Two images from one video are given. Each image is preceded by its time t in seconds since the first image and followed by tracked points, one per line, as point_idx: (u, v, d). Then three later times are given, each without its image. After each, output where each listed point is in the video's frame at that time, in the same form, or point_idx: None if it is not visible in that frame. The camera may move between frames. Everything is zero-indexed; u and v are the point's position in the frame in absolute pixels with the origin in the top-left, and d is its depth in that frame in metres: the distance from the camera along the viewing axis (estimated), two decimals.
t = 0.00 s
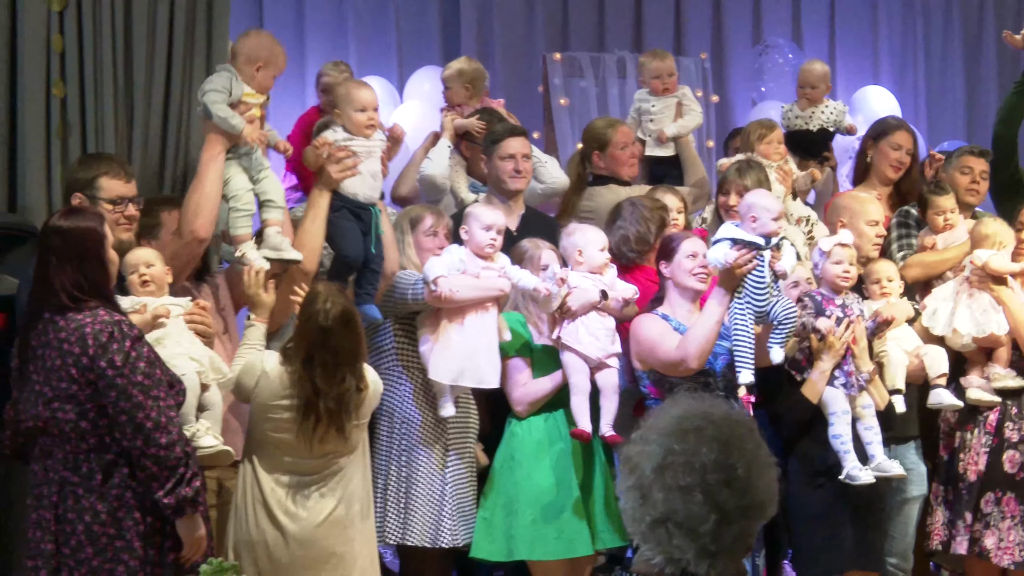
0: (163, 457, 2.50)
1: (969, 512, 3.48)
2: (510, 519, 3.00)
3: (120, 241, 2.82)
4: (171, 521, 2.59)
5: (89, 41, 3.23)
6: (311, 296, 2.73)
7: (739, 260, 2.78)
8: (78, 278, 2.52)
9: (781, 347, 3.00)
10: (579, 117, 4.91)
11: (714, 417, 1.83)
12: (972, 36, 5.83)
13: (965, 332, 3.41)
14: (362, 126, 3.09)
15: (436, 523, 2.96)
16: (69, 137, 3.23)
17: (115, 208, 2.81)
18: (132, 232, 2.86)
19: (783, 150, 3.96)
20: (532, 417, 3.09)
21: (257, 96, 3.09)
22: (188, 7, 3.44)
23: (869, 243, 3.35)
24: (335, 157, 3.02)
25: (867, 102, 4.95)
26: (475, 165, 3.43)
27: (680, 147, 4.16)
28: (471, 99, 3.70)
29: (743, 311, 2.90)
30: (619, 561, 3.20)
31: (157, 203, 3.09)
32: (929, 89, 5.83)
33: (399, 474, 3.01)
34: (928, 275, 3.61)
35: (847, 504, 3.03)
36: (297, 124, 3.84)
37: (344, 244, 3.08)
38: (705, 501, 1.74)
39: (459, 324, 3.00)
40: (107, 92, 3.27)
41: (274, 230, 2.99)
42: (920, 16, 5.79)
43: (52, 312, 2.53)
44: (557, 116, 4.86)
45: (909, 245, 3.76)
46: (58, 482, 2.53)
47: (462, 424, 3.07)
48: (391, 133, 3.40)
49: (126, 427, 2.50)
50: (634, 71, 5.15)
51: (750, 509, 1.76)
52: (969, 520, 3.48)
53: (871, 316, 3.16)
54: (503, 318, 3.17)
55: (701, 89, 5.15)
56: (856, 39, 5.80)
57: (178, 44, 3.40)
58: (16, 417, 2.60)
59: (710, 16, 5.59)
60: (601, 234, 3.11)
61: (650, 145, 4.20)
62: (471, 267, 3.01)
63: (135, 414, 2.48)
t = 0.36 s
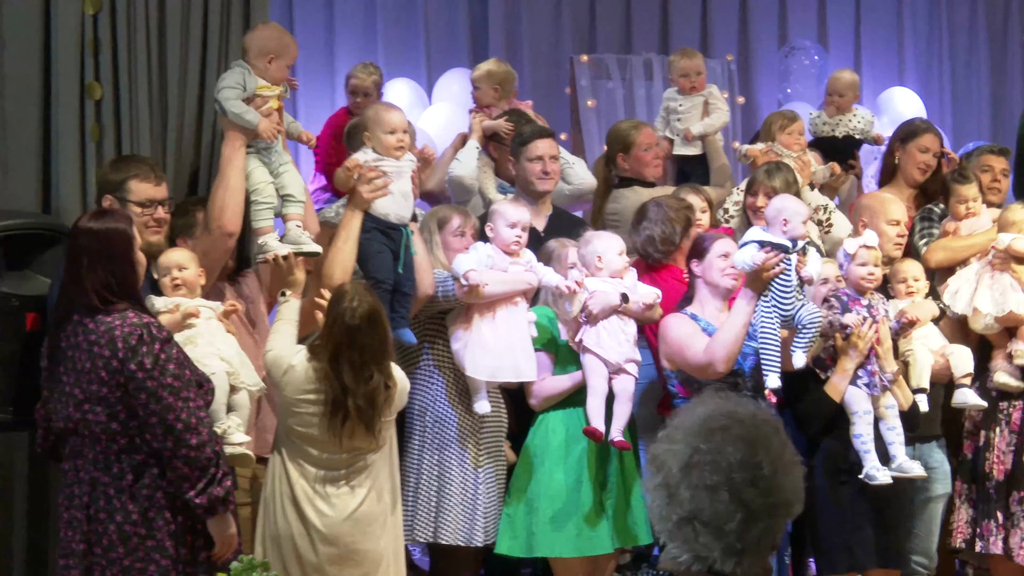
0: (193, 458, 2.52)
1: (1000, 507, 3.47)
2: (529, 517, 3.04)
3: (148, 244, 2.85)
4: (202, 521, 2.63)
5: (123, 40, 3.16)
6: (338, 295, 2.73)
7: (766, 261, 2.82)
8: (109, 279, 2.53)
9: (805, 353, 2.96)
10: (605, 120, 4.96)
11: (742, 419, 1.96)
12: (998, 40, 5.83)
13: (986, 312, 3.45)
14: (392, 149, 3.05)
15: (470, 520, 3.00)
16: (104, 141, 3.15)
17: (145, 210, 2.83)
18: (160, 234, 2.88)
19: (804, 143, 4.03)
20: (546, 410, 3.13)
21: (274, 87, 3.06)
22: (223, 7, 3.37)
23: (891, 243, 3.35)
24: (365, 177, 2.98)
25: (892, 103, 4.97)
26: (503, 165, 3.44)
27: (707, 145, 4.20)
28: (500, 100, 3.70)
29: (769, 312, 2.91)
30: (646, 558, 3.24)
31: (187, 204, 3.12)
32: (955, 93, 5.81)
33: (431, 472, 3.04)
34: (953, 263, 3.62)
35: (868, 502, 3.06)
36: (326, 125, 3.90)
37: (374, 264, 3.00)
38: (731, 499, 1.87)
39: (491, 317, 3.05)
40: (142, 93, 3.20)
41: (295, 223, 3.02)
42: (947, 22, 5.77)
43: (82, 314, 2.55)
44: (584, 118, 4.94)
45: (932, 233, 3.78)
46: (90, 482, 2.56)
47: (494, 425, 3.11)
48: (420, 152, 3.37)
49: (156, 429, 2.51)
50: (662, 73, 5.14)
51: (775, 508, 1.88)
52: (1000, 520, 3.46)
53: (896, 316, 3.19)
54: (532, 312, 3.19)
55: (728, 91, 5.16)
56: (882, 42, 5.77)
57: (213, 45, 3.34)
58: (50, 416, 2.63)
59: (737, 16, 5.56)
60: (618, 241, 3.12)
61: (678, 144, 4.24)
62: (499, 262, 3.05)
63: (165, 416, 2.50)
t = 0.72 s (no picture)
0: (218, 459, 2.48)
1: None
2: (549, 518, 3.06)
3: (174, 246, 2.85)
4: (226, 521, 2.58)
5: (152, 42, 3.17)
6: (357, 293, 2.74)
7: (791, 261, 2.81)
8: (135, 280, 2.51)
9: (829, 354, 2.95)
10: (630, 120, 4.94)
11: (767, 415, 1.77)
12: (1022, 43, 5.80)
13: (1004, 317, 3.44)
14: (416, 155, 3.03)
15: (503, 522, 3.01)
16: (132, 141, 3.16)
17: (172, 213, 2.84)
18: (186, 237, 2.89)
19: (821, 136, 4.05)
20: (565, 412, 3.14)
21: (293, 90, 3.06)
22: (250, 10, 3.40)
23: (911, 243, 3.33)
24: (394, 185, 2.92)
25: (917, 103, 4.97)
26: (528, 166, 3.45)
27: (731, 148, 4.22)
28: (526, 101, 3.70)
29: (795, 310, 2.91)
30: (671, 557, 3.26)
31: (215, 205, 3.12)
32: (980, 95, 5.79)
33: (460, 475, 3.03)
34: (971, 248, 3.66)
35: (888, 503, 3.02)
36: (352, 125, 3.92)
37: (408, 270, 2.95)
38: (756, 500, 1.69)
39: (518, 315, 3.07)
40: (171, 95, 3.22)
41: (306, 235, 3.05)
42: (971, 24, 5.76)
43: (107, 316, 2.52)
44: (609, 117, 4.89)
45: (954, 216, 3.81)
46: (115, 482, 2.53)
47: (520, 428, 3.13)
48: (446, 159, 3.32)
49: (181, 430, 2.47)
50: (687, 74, 5.17)
51: (801, 508, 1.71)
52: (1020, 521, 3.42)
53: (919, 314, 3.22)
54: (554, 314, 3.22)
55: (751, 91, 5.19)
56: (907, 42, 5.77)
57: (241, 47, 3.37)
58: (76, 416, 2.60)
59: (761, 18, 5.57)
60: (642, 248, 3.12)
61: (703, 146, 4.26)
62: (523, 262, 3.07)
63: (190, 417, 2.46)
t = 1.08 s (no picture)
0: (240, 459, 2.45)
1: None
2: (570, 520, 3.06)
3: (202, 248, 2.85)
4: (250, 520, 2.54)
5: (175, 42, 3.18)
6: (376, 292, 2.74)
7: (810, 259, 2.78)
8: (158, 280, 2.50)
9: (852, 355, 2.89)
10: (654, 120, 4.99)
11: (789, 416, 1.75)
12: None
13: None
14: (440, 158, 3.05)
15: (527, 521, 3.01)
16: (155, 142, 3.17)
17: (199, 216, 2.84)
18: (214, 239, 2.89)
19: (840, 134, 4.04)
20: (584, 415, 3.14)
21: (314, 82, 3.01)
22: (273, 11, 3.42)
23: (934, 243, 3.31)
24: (419, 186, 2.93)
25: (940, 102, 4.96)
26: (550, 167, 3.44)
27: (753, 147, 4.21)
28: (548, 101, 3.68)
29: (815, 309, 2.86)
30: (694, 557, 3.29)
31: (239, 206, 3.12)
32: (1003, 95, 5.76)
33: (483, 472, 3.03)
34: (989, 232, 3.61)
35: (912, 503, 3.00)
36: (376, 120, 3.91)
37: (434, 271, 2.96)
38: (778, 500, 1.67)
39: (541, 316, 3.07)
40: (194, 96, 3.24)
41: (313, 239, 2.96)
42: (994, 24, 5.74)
43: (129, 315, 2.50)
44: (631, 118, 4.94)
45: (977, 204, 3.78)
46: (139, 483, 2.49)
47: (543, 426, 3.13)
48: (472, 162, 3.22)
49: (204, 431, 2.44)
50: (709, 74, 5.21)
51: (825, 508, 1.67)
52: None
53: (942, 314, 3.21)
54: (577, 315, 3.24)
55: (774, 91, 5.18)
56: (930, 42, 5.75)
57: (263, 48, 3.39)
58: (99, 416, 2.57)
59: (784, 17, 5.55)
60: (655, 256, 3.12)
61: (724, 147, 4.25)
62: (545, 262, 3.06)
63: (212, 418, 2.43)
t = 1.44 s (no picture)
0: (266, 457, 2.41)
1: None
2: (591, 516, 3.06)
3: (230, 247, 2.89)
4: (272, 519, 2.51)
5: (197, 44, 3.20)
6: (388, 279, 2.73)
7: (829, 264, 2.78)
8: (179, 279, 2.46)
9: (866, 364, 2.89)
10: (674, 121, 4.96)
11: (808, 417, 1.76)
12: None
13: None
14: (463, 153, 3.01)
15: (543, 521, 3.00)
16: (177, 143, 3.18)
17: (224, 215, 2.87)
18: (242, 239, 2.92)
19: (862, 142, 4.05)
20: (608, 408, 3.14)
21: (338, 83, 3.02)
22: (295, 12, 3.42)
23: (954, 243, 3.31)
24: (441, 180, 2.90)
25: (959, 103, 4.95)
26: (570, 168, 3.44)
27: (770, 147, 4.22)
28: (569, 102, 3.68)
29: (833, 315, 2.87)
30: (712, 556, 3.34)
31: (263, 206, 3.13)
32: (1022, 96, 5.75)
33: (499, 470, 3.04)
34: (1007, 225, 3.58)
35: (931, 503, 2.99)
36: (398, 119, 3.92)
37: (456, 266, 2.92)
38: (798, 501, 1.66)
39: (561, 317, 3.07)
40: (216, 96, 3.24)
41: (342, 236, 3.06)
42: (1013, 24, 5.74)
43: (151, 316, 2.47)
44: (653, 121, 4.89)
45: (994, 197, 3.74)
46: (161, 482, 2.44)
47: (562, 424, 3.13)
48: (499, 156, 3.12)
49: (229, 430, 2.41)
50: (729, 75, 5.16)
51: (843, 509, 1.67)
52: None
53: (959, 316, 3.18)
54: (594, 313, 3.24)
55: (794, 92, 5.19)
56: (947, 42, 5.75)
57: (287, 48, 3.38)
58: (121, 416, 2.53)
59: (803, 19, 5.55)
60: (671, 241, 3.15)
61: (742, 148, 4.26)
62: (565, 263, 3.07)
63: (238, 417, 2.40)
